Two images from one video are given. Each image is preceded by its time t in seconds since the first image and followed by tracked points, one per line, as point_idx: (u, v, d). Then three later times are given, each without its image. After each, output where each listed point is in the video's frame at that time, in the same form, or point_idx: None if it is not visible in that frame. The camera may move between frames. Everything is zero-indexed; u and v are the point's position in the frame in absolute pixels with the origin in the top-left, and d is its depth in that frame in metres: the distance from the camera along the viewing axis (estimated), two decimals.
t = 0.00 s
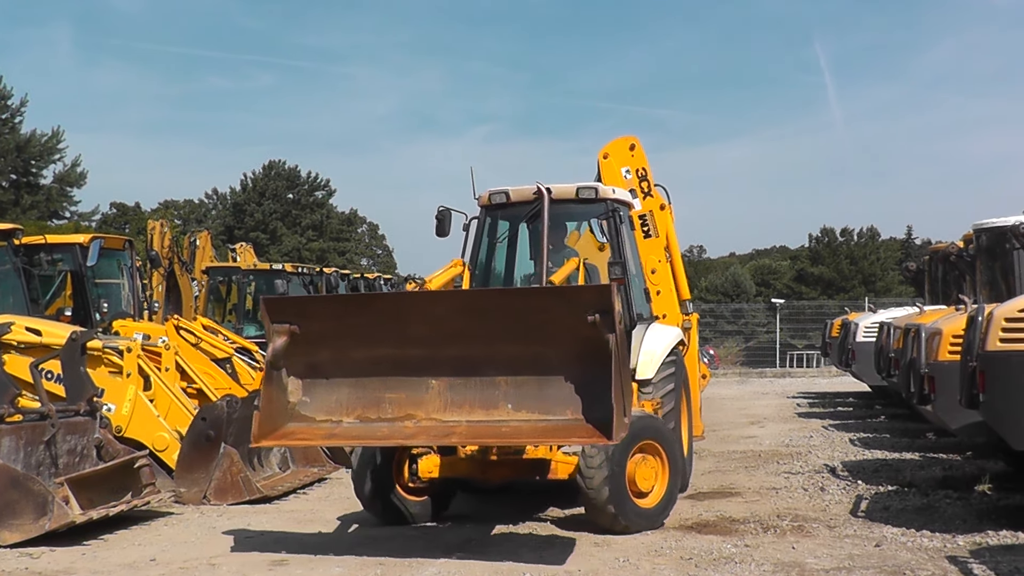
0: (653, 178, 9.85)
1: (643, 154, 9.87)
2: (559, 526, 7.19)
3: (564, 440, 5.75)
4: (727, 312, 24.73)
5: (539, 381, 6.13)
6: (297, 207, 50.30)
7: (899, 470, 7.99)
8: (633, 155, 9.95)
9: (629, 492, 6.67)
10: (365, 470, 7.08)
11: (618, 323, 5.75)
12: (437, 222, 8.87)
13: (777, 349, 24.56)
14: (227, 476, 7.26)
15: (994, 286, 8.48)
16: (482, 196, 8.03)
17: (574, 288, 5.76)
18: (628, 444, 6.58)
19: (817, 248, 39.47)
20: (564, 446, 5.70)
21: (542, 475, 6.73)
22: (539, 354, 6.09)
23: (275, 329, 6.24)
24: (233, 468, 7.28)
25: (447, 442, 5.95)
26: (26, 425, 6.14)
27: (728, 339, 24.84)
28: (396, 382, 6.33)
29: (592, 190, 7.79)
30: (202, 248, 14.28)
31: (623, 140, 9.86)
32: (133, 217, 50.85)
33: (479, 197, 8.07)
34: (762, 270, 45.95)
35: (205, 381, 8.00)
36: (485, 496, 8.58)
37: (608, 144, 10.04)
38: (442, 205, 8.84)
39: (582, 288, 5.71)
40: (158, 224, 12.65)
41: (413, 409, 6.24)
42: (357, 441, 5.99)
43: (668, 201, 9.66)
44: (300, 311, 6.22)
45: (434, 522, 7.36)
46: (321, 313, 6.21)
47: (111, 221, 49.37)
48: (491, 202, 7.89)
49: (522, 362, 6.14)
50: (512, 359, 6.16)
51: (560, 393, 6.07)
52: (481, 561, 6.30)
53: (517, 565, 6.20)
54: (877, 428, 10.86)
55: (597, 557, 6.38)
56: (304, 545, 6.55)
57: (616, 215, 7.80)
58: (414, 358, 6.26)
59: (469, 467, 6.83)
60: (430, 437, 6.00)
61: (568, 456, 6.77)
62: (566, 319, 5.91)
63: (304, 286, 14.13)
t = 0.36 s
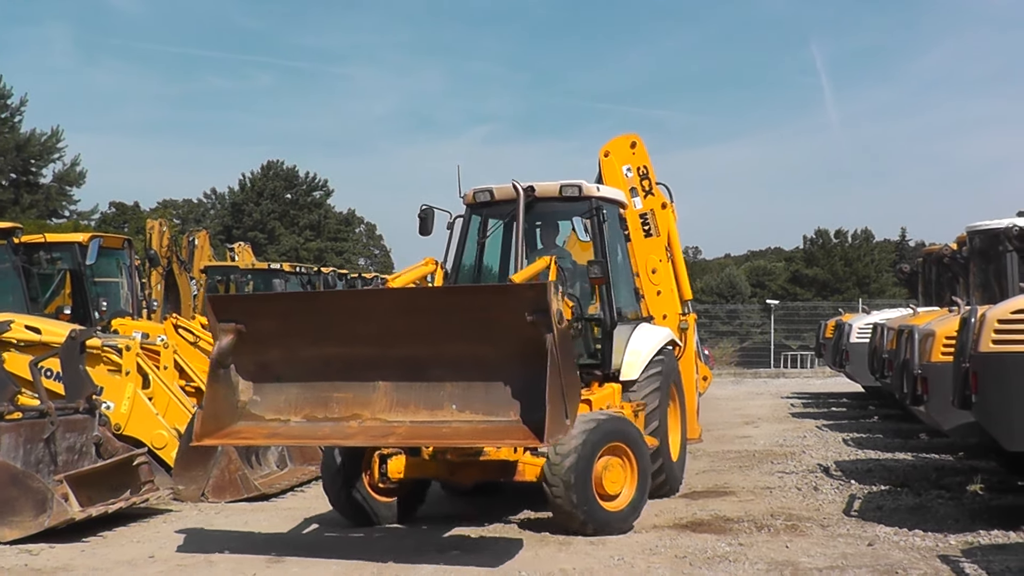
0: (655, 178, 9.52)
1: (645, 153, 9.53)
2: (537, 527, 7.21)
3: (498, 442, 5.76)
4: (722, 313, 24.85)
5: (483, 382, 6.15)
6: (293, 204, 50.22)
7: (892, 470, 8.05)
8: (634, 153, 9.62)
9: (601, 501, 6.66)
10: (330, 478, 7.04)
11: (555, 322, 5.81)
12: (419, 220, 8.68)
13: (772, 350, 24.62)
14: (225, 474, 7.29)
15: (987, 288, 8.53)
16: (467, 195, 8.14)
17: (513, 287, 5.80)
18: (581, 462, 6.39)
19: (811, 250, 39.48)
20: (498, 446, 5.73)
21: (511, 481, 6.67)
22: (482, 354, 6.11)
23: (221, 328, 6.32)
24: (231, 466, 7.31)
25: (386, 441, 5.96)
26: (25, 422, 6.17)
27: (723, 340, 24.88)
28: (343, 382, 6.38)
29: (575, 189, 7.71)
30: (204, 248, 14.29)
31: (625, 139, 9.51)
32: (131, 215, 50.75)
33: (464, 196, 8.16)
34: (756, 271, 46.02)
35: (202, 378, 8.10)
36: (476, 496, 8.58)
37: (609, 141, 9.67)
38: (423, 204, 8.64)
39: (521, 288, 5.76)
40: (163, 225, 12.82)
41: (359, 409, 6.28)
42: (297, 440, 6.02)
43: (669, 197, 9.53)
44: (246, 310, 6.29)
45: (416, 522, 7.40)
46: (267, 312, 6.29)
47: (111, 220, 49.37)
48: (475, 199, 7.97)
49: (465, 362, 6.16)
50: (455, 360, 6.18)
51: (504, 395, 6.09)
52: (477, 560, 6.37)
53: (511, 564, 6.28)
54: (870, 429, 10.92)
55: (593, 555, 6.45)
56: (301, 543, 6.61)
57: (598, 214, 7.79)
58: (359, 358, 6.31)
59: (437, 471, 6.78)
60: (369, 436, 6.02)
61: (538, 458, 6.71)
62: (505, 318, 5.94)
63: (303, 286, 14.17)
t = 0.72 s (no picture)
0: (652, 179, 9.89)
1: (643, 154, 9.86)
2: (509, 516, 7.56)
3: (437, 430, 5.98)
4: (711, 310, 25.42)
5: (432, 372, 6.38)
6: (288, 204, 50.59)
7: (871, 457, 8.49)
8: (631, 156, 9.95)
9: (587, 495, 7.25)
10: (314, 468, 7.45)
11: (492, 315, 6.06)
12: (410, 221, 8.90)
13: (758, 345, 25.12)
14: (244, 461, 7.77)
15: (959, 286, 8.98)
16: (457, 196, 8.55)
17: (454, 280, 6.07)
18: (547, 466, 6.83)
19: (795, 250, 40.04)
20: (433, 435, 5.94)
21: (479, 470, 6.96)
22: (430, 345, 6.35)
23: (189, 320, 6.65)
24: (250, 453, 7.80)
25: (334, 428, 6.20)
26: (57, 413, 6.58)
27: (711, 336, 25.41)
28: (305, 373, 6.65)
29: (559, 190, 8.11)
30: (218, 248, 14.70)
31: (623, 142, 9.86)
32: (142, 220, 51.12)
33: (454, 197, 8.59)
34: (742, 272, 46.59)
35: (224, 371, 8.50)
36: (469, 486, 8.99)
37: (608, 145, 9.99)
38: (414, 205, 8.84)
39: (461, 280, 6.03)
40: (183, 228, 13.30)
41: (318, 399, 6.54)
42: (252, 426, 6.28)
43: (666, 198, 9.87)
44: (212, 302, 6.61)
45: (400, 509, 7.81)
46: (232, 304, 6.59)
47: (140, 224, 49.78)
48: (465, 201, 8.40)
49: (417, 354, 6.39)
50: (406, 351, 6.42)
51: (450, 386, 6.30)
52: (481, 542, 6.83)
53: (513, 546, 6.75)
54: (851, 419, 11.39)
55: (589, 537, 6.90)
56: (316, 527, 7.05)
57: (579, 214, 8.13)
58: (318, 349, 6.58)
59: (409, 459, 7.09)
60: (320, 424, 6.27)
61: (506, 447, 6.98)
62: (450, 309, 6.19)
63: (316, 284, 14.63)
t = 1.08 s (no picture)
0: (644, 180, 10.16)
1: (635, 157, 10.13)
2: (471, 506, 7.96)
3: (374, 424, 6.22)
4: (700, 307, 25.97)
5: (380, 368, 6.62)
6: (284, 205, 51.10)
7: (851, 445, 8.94)
8: (623, 159, 10.18)
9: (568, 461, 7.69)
10: (298, 457, 7.85)
11: (426, 312, 6.30)
12: (398, 222, 9.01)
13: (744, 341, 25.66)
14: (260, 449, 7.97)
15: (933, 284, 9.44)
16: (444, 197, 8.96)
17: (391, 277, 6.34)
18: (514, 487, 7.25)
19: (780, 250, 40.61)
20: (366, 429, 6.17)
21: (448, 460, 7.41)
22: (376, 341, 6.60)
23: (157, 318, 6.97)
24: (266, 443, 8.02)
25: (286, 421, 6.49)
26: (85, 403, 7.04)
27: (700, 332, 25.95)
28: (266, 369, 6.95)
29: (537, 190, 8.56)
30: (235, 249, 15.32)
31: (615, 144, 10.17)
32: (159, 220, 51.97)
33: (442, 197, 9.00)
34: (728, 271, 47.16)
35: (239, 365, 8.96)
36: (462, 475, 9.43)
37: (601, 147, 10.28)
38: (401, 207, 8.97)
39: (398, 277, 6.31)
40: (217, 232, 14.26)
41: (275, 393, 6.83)
42: (210, 419, 6.58)
43: (658, 198, 10.19)
44: (176, 300, 6.92)
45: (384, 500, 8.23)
46: (195, 301, 6.90)
47: (163, 227, 50.14)
48: (451, 201, 8.82)
49: (365, 350, 6.65)
50: (356, 346, 6.68)
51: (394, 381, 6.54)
52: (484, 526, 7.28)
53: (514, 529, 7.20)
54: (833, 409, 11.85)
55: (585, 521, 7.35)
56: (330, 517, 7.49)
57: (555, 215, 8.57)
58: (276, 346, 6.87)
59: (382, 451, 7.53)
60: (273, 415, 6.56)
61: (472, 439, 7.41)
62: (392, 306, 6.45)
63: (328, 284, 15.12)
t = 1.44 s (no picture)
0: (635, 180, 10.52)
1: (625, 158, 10.52)
2: (443, 497, 8.31)
3: (325, 419, 6.50)
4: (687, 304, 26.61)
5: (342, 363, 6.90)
6: (284, 207, 51.74)
7: (831, 434, 9.42)
8: (614, 160, 10.57)
9: (531, 428, 8.01)
10: (283, 446, 8.44)
11: (377, 311, 6.52)
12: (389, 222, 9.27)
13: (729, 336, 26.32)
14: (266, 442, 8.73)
15: (909, 283, 9.92)
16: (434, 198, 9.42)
17: (343, 276, 6.58)
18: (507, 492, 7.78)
19: (764, 250, 41.52)
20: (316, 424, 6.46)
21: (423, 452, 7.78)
22: (336, 337, 6.86)
23: (139, 315, 7.36)
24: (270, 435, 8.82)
25: (251, 415, 6.82)
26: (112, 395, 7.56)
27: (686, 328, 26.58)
28: (238, 364, 7.28)
29: (520, 191, 8.99)
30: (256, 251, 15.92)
31: (607, 146, 10.56)
32: (181, 220, 52.53)
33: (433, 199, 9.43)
34: (715, 272, 47.93)
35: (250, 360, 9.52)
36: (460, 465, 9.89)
37: (594, 148, 10.67)
38: (392, 206, 9.08)
39: (349, 276, 6.54)
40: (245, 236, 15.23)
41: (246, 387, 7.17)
42: (179, 413, 6.94)
43: (648, 198, 10.56)
44: (155, 298, 7.27)
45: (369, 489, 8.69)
46: (172, 297, 7.24)
47: (181, 227, 50.71)
48: (439, 202, 9.30)
49: (328, 346, 6.92)
50: (318, 343, 6.95)
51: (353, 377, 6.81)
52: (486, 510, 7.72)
53: (514, 513, 7.64)
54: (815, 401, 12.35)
55: (581, 506, 7.80)
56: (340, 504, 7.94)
57: (536, 216, 9.03)
58: (246, 343, 7.19)
59: (364, 442, 7.96)
60: (240, 410, 6.90)
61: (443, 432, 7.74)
62: (348, 305, 6.70)
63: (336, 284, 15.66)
